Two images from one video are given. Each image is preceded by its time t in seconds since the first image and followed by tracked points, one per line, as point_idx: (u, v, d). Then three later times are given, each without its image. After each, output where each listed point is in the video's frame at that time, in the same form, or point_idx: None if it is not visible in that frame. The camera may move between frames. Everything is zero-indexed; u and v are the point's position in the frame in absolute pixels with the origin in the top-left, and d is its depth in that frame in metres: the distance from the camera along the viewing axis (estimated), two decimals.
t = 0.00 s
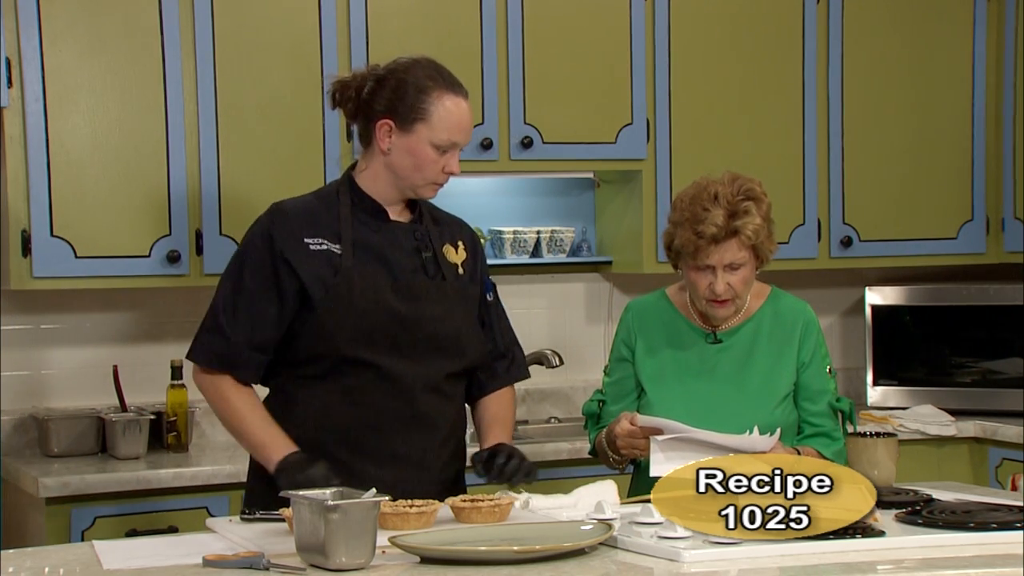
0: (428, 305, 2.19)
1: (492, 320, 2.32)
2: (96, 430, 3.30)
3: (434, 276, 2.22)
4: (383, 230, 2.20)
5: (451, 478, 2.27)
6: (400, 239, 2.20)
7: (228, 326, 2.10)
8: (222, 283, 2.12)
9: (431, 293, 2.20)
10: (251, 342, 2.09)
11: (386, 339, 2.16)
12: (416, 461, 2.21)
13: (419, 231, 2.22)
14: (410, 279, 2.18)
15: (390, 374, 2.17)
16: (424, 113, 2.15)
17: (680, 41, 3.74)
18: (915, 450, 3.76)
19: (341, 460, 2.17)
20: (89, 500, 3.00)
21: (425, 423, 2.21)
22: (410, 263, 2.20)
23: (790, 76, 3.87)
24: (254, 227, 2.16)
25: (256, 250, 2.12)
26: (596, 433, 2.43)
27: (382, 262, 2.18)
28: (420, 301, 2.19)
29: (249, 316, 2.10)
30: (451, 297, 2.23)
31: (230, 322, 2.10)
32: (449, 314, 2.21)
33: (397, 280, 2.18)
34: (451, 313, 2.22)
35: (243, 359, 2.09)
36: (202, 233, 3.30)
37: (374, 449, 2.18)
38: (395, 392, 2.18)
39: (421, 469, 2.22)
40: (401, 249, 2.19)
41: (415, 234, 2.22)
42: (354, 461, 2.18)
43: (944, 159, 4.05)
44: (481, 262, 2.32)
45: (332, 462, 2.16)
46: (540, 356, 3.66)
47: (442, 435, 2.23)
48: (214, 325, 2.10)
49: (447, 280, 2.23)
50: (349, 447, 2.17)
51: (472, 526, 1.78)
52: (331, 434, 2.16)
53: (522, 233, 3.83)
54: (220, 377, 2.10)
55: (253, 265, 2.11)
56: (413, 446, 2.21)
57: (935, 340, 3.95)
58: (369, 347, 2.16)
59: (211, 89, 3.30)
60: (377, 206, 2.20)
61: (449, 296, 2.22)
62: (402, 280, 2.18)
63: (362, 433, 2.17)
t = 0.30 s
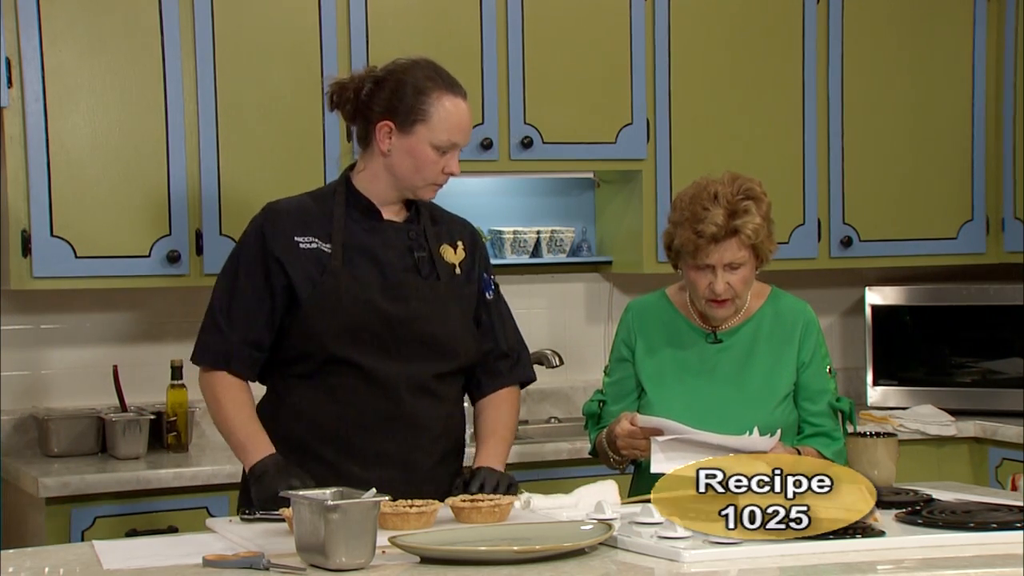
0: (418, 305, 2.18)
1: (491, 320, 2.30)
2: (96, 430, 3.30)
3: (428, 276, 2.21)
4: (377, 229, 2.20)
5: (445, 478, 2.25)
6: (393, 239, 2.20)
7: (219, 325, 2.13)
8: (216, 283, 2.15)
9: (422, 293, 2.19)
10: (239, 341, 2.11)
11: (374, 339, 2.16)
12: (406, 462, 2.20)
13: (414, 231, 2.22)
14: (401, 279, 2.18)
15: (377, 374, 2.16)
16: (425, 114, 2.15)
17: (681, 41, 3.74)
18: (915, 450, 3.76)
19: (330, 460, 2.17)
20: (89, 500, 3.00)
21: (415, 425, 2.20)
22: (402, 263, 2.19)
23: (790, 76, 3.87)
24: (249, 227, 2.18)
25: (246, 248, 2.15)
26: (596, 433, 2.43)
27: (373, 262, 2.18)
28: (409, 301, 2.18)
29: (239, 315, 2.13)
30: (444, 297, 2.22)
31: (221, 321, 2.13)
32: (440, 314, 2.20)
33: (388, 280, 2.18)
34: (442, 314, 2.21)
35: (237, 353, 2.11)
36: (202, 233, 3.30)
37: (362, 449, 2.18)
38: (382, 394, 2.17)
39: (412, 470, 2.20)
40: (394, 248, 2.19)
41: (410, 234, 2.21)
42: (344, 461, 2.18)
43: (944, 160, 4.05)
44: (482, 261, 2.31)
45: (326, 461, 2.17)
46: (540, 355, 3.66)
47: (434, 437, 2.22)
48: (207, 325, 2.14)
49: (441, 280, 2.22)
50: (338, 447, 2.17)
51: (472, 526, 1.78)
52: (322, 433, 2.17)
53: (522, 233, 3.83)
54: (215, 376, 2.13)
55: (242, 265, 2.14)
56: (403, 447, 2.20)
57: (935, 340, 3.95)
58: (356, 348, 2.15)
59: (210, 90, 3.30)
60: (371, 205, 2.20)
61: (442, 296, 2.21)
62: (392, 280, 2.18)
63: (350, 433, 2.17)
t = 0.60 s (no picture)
0: (420, 307, 2.18)
1: (492, 321, 2.30)
2: (96, 430, 3.30)
3: (429, 278, 2.22)
4: (379, 230, 2.20)
5: (445, 481, 2.25)
6: (395, 240, 2.20)
7: (224, 326, 2.12)
8: (221, 283, 2.15)
9: (424, 295, 2.19)
10: (243, 342, 2.11)
11: (375, 340, 2.16)
12: (407, 463, 2.20)
13: (416, 232, 2.22)
14: (402, 281, 2.18)
15: (378, 376, 2.16)
16: (427, 116, 2.15)
17: (680, 40, 3.74)
18: (914, 451, 3.76)
19: (332, 463, 2.17)
20: (89, 500, 3.00)
21: (416, 427, 2.19)
22: (403, 264, 2.19)
23: (790, 76, 3.87)
24: (252, 227, 2.18)
25: (250, 249, 2.15)
26: (597, 433, 2.43)
27: (375, 263, 2.18)
28: (411, 303, 2.18)
29: (245, 315, 2.12)
30: (446, 298, 2.22)
31: (226, 321, 2.13)
32: (441, 316, 2.20)
33: (390, 281, 2.18)
34: (444, 315, 2.21)
35: (246, 353, 2.11)
36: (202, 234, 3.30)
37: (364, 452, 2.18)
38: (383, 397, 2.17)
39: (413, 473, 2.20)
40: (395, 250, 2.19)
41: (412, 235, 2.21)
42: (345, 463, 2.18)
43: (944, 160, 4.05)
44: (483, 263, 2.31)
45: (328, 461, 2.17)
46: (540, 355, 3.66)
47: (435, 438, 2.22)
48: (213, 325, 2.13)
49: (443, 281, 2.22)
50: (340, 448, 2.18)
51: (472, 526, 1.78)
52: (324, 435, 2.17)
53: (522, 234, 3.83)
54: (222, 375, 2.11)
55: (246, 266, 2.14)
56: (404, 448, 2.20)
57: (935, 340, 3.94)
58: (358, 350, 2.15)
59: (210, 90, 3.30)
60: (374, 206, 2.21)
61: (443, 298, 2.21)
62: (394, 282, 2.18)
63: (353, 435, 2.17)
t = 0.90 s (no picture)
0: (423, 306, 2.18)
1: (494, 322, 2.30)
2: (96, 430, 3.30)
3: (431, 278, 2.22)
4: (381, 230, 2.20)
5: (445, 482, 2.25)
6: (397, 240, 2.20)
7: (229, 324, 2.13)
8: (226, 281, 2.15)
9: (426, 295, 2.20)
10: (246, 340, 2.11)
11: (377, 340, 2.16)
12: (408, 464, 2.20)
13: (418, 233, 2.22)
14: (404, 281, 2.18)
15: (381, 376, 2.16)
16: (430, 117, 2.15)
17: (680, 40, 3.74)
18: (914, 451, 3.76)
19: (333, 463, 2.17)
20: (89, 500, 3.00)
21: (418, 427, 2.19)
22: (406, 264, 2.20)
23: (790, 76, 3.87)
24: (255, 226, 2.18)
25: (254, 248, 2.15)
26: (597, 433, 2.43)
27: (378, 263, 2.18)
28: (413, 303, 2.18)
29: (249, 313, 2.12)
30: (448, 298, 2.22)
31: (229, 319, 2.13)
32: (444, 316, 2.20)
33: (392, 281, 2.18)
34: (446, 315, 2.21)
35: (249, 351, 2.11)
36: (202, 233, 3.30)
37: (365, 453, 2.18)
38: (385, 397, 2.17)
39: (415, 474, 2.20)
40: (398, 250, 2.20)
41: (414, 235, 2.22)
42: (346, 464, 2.17)
43: (944, 160, 4.05)
44: (484, 264, 2.31)
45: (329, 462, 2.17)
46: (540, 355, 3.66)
47: (437, 439, 2.22)
48: (217, 323, 2.14)
49: (445, 282, 2.23)
50: (342, 449, 2.18)
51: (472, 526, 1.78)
52: (325, 435, 2.17)
53: (522, 233, 3.83)
54: (224, 374, 2.11)
55: (250, 264, 2.14)
56: (405, 448, 2.20)
57: (935, 340, 3.94)
58: (360, 350, 2.15)
59: (210, 90, 3.30)
60: (375, 205, 2.20)
61: (446, 298, 2.22)
62: (396, 281, 2.18)
63: (355, 436, 2.17)
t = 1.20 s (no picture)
0: (420, 306, 2.18)
1: (493, 322, 2.29)
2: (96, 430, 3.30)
3: (429, 278, 2.22)
4: (379, 230, 2.20)
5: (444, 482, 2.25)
6: (395, 240, 2.20)
7: (227, 325, 2.13)
8: (224, 281, 2.16)
9: (423, 295, 2.19)
10: (244, 340, 2.11)
11: (375, 341, 2.16)
12: (406, 464, 2.20)
13: (416, 232, 2.22)
14: (402, 281, 2.18)
15: (378, 376, 2.16)
16: (428, 116, 2.15)
17: (680, 40, 3.74)
18: (914, 451, 3.76)
19: (332, 464, 2.17)
20: (89, 500, 3.00)
21: (415, 427, 2.19)
22: (403, 264, 2.20)
23: (790, 75, 3.87)
24: (253, 227, 2.18)
25: (252, 248, 2.15)
26: (598, 433, 2.43)
27: (375, 263, 2.18)
28: (411, 303, 2.18)
29: (247, 314, 2.13)
30: (446, 298, 2.22)
31: (227, 320, 2.13)
32: (441, 316, 2.20)
33: (390, 281, 2.18)
34: (443, 315, 2.21)
35: (247, 352, 2.11)
36: (202, 233, 3.30)
37: (363, 453, 2.18)
38: (383, 397, 2.17)
39: (414, 474, 2.20)
40: (396, 250, 2.20)
41: (412, 235, 2.22)
42: (345, 465, 2.18)
43: (944, 160, 4.05)
44: (483, 263, 2.31)
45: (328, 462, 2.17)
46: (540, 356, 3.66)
47: (435, 439, 2.22)
48: (216, 323, 2.14)
49: (443, 282, 2.22)
50: (340, 450, 2.18)
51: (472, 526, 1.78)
52: (324, 435, 2.17)
53: (522, 234, 3.83)
54: (224, 374, 2.11)
55: (248, 265, 2.15)
56: (404, 448, 2.20)
57: (935, 340, 3.94)
58: (357, 350, 2.15)
59: (210, 90, 3.30)
60: (374, 206, 2.21)
61: (443, 297, 2.21)
62: (394, 281, 2.18)
63: (353, 436, 2.17)
